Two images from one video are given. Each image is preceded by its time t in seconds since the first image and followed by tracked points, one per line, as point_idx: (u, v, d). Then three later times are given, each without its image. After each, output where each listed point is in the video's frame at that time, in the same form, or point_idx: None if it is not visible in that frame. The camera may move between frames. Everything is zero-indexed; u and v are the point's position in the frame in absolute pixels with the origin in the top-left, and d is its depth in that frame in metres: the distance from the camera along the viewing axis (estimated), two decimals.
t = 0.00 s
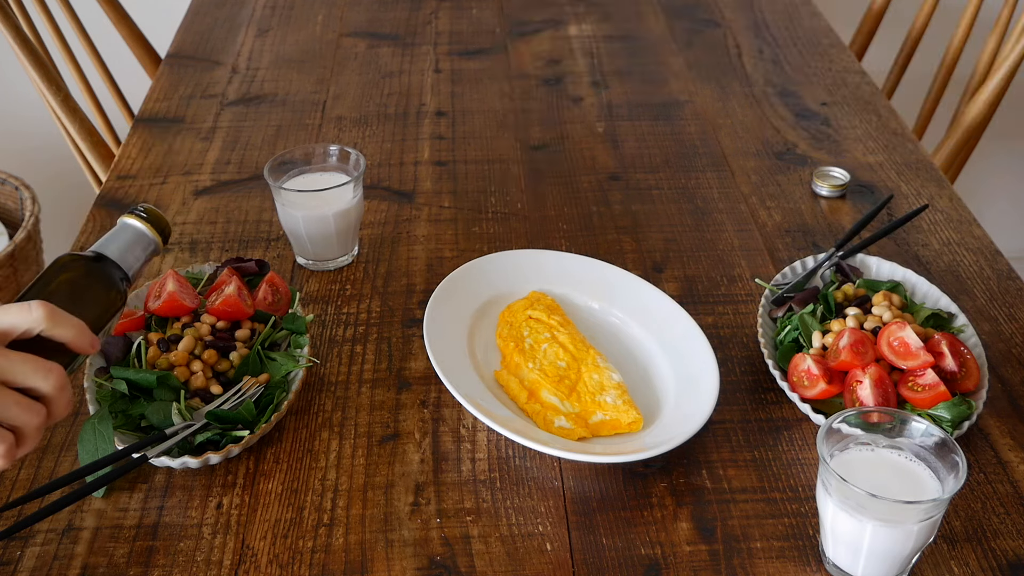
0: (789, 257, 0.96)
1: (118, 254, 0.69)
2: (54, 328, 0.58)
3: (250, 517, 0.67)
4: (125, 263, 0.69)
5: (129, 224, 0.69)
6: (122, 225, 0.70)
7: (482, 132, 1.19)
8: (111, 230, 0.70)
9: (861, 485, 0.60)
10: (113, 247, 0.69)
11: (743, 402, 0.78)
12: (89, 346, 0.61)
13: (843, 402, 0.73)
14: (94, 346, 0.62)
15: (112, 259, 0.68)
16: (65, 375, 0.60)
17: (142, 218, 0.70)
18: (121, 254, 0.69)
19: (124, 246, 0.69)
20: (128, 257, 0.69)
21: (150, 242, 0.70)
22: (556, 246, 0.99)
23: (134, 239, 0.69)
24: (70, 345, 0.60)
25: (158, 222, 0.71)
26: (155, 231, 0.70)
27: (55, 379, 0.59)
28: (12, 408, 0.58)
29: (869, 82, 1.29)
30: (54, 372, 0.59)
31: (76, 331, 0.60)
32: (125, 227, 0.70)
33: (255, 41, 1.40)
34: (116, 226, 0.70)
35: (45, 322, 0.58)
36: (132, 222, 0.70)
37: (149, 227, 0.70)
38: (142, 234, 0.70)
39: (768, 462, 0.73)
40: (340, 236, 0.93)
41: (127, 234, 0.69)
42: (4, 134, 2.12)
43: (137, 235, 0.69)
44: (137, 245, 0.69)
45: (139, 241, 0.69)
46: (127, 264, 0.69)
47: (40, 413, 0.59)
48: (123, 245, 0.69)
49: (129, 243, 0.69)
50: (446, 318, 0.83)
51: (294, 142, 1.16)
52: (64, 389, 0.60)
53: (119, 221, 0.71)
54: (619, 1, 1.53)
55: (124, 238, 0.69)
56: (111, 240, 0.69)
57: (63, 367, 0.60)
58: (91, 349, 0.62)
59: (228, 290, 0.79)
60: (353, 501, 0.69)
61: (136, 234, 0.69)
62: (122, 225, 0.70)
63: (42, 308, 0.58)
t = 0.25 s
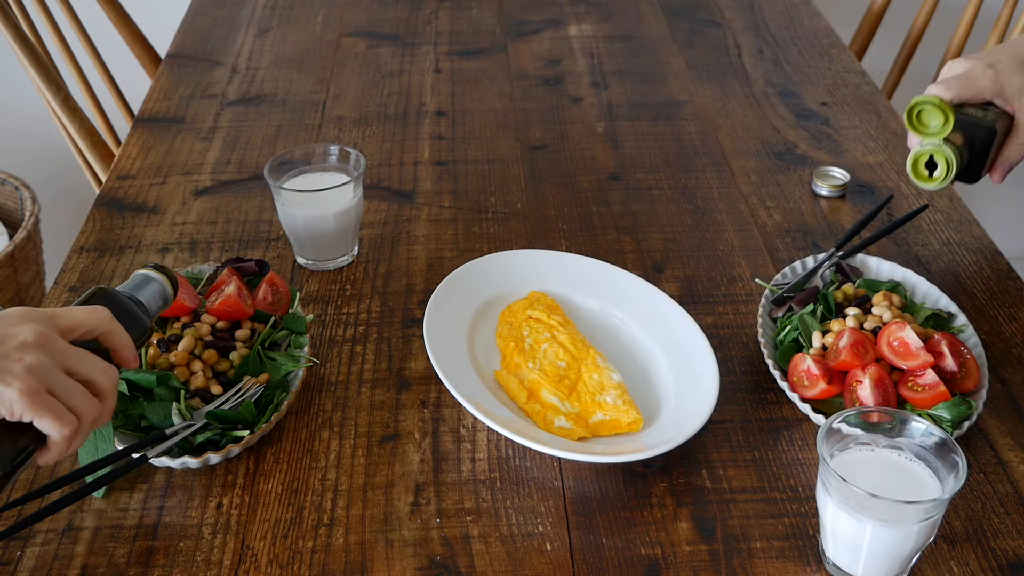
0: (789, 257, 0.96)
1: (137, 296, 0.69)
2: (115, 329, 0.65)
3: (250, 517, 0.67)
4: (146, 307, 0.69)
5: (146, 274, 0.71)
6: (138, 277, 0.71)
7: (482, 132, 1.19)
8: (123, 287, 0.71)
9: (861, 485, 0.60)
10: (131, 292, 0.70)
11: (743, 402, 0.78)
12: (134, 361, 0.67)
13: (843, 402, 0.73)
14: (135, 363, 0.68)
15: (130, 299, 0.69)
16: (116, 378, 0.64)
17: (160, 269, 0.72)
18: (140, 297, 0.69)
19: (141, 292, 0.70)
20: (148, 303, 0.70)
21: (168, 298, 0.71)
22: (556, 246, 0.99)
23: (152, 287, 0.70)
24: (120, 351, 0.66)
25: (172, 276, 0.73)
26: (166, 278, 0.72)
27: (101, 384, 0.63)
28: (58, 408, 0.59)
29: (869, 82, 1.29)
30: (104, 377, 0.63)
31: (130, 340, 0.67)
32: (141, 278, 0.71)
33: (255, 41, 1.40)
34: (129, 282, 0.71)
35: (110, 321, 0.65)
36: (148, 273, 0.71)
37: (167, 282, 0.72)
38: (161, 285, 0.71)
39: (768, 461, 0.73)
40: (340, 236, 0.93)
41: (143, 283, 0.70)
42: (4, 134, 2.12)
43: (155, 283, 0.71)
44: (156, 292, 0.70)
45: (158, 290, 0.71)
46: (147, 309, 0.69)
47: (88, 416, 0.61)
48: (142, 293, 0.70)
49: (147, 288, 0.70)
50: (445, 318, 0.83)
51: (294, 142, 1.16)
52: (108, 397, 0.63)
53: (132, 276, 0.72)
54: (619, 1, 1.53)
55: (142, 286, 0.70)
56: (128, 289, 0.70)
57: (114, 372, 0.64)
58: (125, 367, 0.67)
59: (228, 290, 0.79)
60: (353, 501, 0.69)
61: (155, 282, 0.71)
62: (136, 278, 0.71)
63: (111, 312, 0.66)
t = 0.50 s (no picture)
0: (789, 257, 0.96)
1: (138, 299, 0.69)
2: (116, 331, 0.65)
3: (250, 517, 0.67)
4: (146, 311, 0.69)
5: (148, 278, 0.70)
6: (140, 281, 0.70)
7: (482, 132, 1.19)
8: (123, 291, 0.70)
9: (861, 484, 0.60)
10: (133, 295, 0.69)
11: (743, 402, 0.78)
12: (134, 364, 0.67)
13: (843, 402, 0.73)
14: (134, 367, 0.67)
15: (132, 302, 0.68)
16: (117, 380, 0.63)
17: (162, 274, 0.72)
18: (142, 301, 0.69)
19: (143, 295, 0.69)
20: (149, 307, 0.69)
21: (168, 303, 0.71)
22: (556, 246, 0.99)
23: (153, 291, 0.70)
24: (122, 353, 0.65)
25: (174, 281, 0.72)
26: (169, 284, 0.71)
27: (102, 385, 0.63)
28: (59, 408, 0.58)
29: (869, 82, 1.29)
30: (105, 379, 0.63)
31: (131, 342, 0.66)
32: (142, 282, 0.70)
33: (255, 41, 1.40)
34: (129, 285, 0.70)
35: (112, 324, 0.64)
36: (149, 278, 0.71)
37: (169, 287, 0.71)
38: (163, 289, 0.70)
39: (768, 461, 0.73)
40: (340, 236, 0.93)
41: (144, 287, 0.70)
42: (4, 134, 2.12)
43: (156, 287, 0.70)
44: (158, 295, 0.69)
45: (159, 295, 0.70)
46: (148, 312, 0.69)
47: (87, 418, 0.61)
48: (143, 296, 0.69)
49: (148, 291, 0.70)
50: (445, 318, 0.83)
51: (294, 142, 1.16)
52: (108, 399, 0.63)
53: (133, 280, 0.71)
54: (619, 1, 1.53)
55: (143, 289, 0.70)
56: (129, 292, 0.69)
57: (114, 374, 0.64)
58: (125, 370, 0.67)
59: (228, 290, 0.79)
60: (353, 502, 0.69)
61: (156, 287, 0.70)
62: (137, 282, 0.70)
63: (113, 313, 0.66)
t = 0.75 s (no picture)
0: (789, 257, 0.96)
1: (141, 302, 0.68)
2: (118, 333, 0.65)
3: (250, 517, 0.67)
4: (149, 314, 0.68)
5: (150, 281, 0.70)
6: (142, 284, 0.70)
7: (482, 132, 1.19)
8: (125, 293, 0.70)
9: (861, 484, 0.60)
10: (135, 298, 0.69)
11: (743, 402, 0.78)
12: (135, 366, 0.67)
13: (843, 402, 0.73)
14: (135, 368, 0.67)
15: (133, 305, 0.68)
16: (119, 381, 0.63)
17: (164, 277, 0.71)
18: (144, 303, 0.69)
19: (144, 298, 0.69)
20: (151, 309, 0.69)
21: (170, 306, 0.70)
22: (556, 246, 0.99)
23: (155, 294, 0.70)
24: (123, 354, 0.65)
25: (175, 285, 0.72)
26: (171, 287, 0.71)
27: (103, 386, 0.62)
28: (61, 407, 0.58)
29: (869, 82, 1.29)
30: (106, 380, 0.63)
31: (133, 343, 0.66)
32: (144, 285, 0.70)
33: (255, 41, 1.40)
34: (131, 288, 0.70)
35: (114, 325, 0.65)
36: (151, 280, 0.70)
37: (171, 290, 0.71)
38: (164, 292, 0.70)
39: (768, 462, 0.73)
40: (340, 236, 0.93)
41: (146, 289, 0.69)
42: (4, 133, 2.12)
43: (158, 290, 0.70)
44: (160, 299, 0.69)
45: (162, 298, 0.70)
46: (150, 315, 0.69)
47: (88, 418, 0.61)
48: (145, 299, 0.69)
49: (151, 294, 0.69)
50: (445, 317, 0.83)
51: (294, 142, 1.16)
52: (108, 400, 0.63)
53: (135, 283, 0.71)
54: (619, 1, 1.53)
55: (146, 292, 0.69)
56: (131, 294, 0.69)
57: (115, 375, 0.64)
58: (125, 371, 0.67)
59: (228, 290, 0.79)
60: (353, 501, 0.69)
61: (158, 290, 0.70)
62: (139, 284, 0.70)
63: (115, 315, 0.66)
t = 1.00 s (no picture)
0: (789, 257, 0.96)
1: (142, 303, 0.69)
2: (119, 332, 0.65)
3: (250, 517, 0.67)
4: (150, 315, 0.69)
5: (151, 283, 0.71)
6: (143, 286, 0.71)
7: (482, 132, 1.19)
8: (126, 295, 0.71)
9: (861, 485, 0.60)
10: (136, 299, 0.69)
11: (743, 402, 0.78)
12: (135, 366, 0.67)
13: (843, 401, 0.73)
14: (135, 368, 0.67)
15: (135, 305, 0.68)
16: (120, 380, 0.63)
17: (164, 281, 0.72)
18: (145, 304, 0.69)
19: (145, 299, 0.70)
20: (152, 311, 0.69)
21: (171, 308, 0.71)
22: (556, 246, 0.99)
23: (156, 296, 0.70)
24: (124, 354, 0.65)
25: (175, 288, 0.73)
26: (172, 290, 0.72)
27: (103, 385, 0.62)
28: (61, 404, 0.58)
29: (869, 82, 1.29)
30: (107, 379, 0.62)
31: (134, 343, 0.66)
32: (145, 287, 0.71)
33: (255, 41, 1.40)
34: (131, 290, 0.71)
35: (115, 324, 0.64)
36: (152, 282, 0.71)
37: (171, 292, 0.72)
38: (165, 294, 0.71)
39: (767, 462, 0.73)
40: (340, 236, 0.93)
41: (147, 291, 0.70)
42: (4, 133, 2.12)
43: (159, 292, 0.71)
44: (161, 300, 0.70)
45: (162, 300, 0.70)
46: (151, 316, 0.69)
47: (87, 416, 0.60)
48: (146, 300, 0.69)
49: (152, 296, 0.70)
50: (445, 317, 0.83)
51: (294, 142, 1.16)
52: (109, 399, 0.62)
53: (136, 285, 0.71)
54: (619, 1, 1.53)
55: (146, 294, 0.70)
56: (132, 296, 0.69)
57: (116, 373, 0.63)
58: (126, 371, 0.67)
59: (228, 290, 0.79)
60: (353, 501, 0.69)
61: (159, 292, 0.71)
62: (140, 287, 0.71)
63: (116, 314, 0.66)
